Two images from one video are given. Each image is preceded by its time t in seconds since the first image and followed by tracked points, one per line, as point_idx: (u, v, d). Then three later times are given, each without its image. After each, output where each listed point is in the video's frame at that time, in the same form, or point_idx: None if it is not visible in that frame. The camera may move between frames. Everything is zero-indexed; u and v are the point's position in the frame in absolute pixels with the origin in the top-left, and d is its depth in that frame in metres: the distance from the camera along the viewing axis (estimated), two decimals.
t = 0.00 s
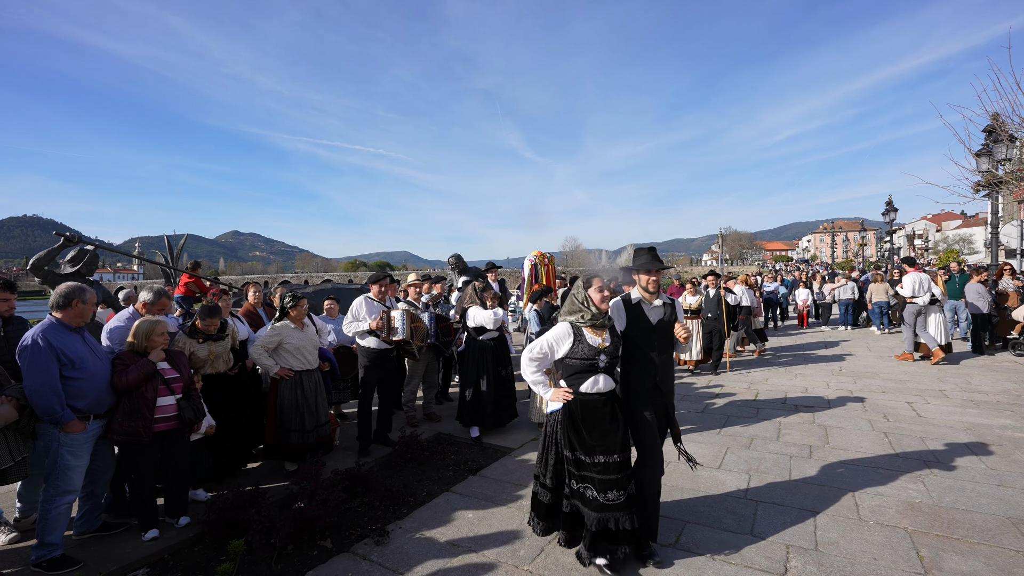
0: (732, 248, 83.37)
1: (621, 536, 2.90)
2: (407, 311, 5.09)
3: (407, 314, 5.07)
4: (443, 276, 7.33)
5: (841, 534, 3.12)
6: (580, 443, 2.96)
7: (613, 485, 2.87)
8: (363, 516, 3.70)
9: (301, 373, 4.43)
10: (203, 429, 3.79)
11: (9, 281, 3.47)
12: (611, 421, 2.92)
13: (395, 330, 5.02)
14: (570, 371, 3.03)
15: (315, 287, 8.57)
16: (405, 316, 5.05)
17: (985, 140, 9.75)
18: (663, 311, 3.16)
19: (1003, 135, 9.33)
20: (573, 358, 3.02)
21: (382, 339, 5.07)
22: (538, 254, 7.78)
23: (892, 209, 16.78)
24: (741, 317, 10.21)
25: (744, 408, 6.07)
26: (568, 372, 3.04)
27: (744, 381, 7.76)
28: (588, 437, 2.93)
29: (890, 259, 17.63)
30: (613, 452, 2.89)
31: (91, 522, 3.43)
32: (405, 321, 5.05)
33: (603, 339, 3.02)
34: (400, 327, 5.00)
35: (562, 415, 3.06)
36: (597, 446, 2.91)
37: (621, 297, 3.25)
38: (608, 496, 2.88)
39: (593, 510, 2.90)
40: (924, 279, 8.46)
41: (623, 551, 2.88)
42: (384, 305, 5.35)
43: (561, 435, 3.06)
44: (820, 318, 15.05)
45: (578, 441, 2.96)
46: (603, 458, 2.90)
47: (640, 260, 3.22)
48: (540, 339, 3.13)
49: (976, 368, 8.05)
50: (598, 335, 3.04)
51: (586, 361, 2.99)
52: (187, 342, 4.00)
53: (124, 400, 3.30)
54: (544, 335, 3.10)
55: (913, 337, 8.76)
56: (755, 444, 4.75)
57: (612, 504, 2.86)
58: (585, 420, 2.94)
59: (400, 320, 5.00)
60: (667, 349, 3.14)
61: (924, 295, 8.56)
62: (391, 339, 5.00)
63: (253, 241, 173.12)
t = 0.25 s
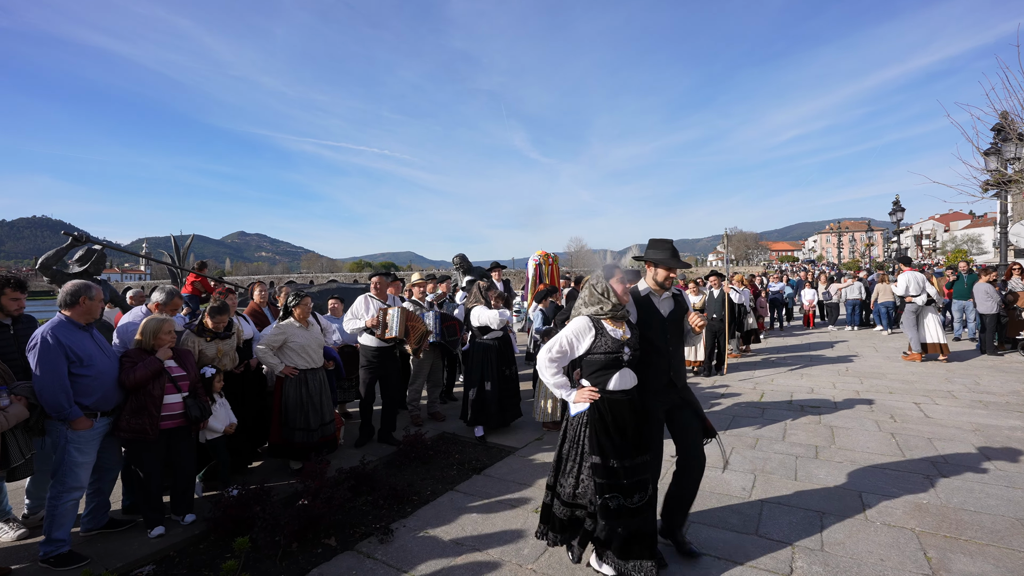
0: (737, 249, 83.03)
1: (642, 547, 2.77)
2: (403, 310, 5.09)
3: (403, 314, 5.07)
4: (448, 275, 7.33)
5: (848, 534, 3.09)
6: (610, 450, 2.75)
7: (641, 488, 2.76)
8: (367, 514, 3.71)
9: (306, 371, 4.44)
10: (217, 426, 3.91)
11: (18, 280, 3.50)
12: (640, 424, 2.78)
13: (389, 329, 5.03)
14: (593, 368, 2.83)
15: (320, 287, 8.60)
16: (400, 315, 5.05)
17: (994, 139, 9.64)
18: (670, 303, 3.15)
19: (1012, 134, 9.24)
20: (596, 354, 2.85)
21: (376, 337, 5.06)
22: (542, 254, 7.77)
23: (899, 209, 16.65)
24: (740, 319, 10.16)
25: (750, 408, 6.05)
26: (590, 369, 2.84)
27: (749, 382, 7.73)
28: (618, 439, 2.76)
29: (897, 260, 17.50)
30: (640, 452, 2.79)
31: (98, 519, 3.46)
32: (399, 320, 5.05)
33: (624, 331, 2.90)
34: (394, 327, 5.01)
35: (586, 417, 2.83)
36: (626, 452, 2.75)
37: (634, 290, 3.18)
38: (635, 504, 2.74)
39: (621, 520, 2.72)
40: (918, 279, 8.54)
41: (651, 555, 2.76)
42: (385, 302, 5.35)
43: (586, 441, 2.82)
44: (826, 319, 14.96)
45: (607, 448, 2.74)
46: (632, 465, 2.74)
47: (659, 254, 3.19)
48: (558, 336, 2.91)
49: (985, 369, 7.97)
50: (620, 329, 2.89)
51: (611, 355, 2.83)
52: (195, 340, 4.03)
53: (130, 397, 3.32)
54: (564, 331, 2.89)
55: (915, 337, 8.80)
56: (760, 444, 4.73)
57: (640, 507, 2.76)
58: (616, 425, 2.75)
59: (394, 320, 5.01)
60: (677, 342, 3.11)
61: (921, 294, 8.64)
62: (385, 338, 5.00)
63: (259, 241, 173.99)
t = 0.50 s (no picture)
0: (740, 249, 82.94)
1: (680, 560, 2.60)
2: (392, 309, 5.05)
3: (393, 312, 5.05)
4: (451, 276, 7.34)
5: (851, 534, 3.09)
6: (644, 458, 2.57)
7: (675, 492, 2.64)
8: (370, 513, 3.72)
9: (309, 371, 4.46)
10: (228, 424, 3.98)
11: (26, 280, 3.52)
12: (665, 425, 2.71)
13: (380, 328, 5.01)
14: (615, 378, 2.65)
15: (323, 287, 8.63)
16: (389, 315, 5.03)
17: (1000, 138, 9.57)
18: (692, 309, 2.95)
19: (1017, 133, 9.19)
20: (619, 363, 2.65)
21: (368, 337, 5.06)
22: (545, 254, 7.77)
23: (903, 209, 16.59)
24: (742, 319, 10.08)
25: (752, 408, 6.04)
26: (612, 380, 2.65)
27: (752, 382, 7.72)
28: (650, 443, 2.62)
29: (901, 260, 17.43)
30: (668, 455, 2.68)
31: (103, 517, 3.48)
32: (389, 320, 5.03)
33: (647, 339, 2.72)
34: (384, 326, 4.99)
35: (612, 430, 2.59)
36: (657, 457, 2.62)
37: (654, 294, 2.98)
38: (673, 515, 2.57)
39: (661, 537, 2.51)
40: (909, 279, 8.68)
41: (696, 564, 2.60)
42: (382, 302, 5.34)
43: (618, 454, 2.58)
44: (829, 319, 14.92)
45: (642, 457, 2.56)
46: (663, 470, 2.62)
47: (683, 256, 2.93)
48: (579, 343, 2.68)
49: (990, 369, 7.93)
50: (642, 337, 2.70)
51: (635, 365, 2.65)
52: (203, 339, 4.06)
53: (135, 396, 3.34)
54: (585, 338, 2.67)
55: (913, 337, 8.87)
56: (763, 444, 4.72)
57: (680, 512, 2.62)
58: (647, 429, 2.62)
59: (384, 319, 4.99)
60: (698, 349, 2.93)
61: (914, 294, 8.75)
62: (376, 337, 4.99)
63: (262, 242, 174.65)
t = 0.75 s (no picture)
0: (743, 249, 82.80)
1: (722, 570, 2.48)
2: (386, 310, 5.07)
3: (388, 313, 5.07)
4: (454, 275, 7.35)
5: (852, 534, 3.09)
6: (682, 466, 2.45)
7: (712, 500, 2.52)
8: (373, 513, 3.73)
9: (313, 370, 4.48)
10: (240, 422, 4.04)
11: (31, 279, 3.55)
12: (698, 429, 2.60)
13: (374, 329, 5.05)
14: (647, 378, 2.52)
15: (327, 287, 8.65)
16: (383, 315, 5.06)
17: (1004, 138, 9.52)
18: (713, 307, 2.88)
19: (1020, 132, 9.16)
20: (651, 364, 2.51)
21: (363, 338, 5.11)
22: (547, 255, 7.77)
23: (906, 209, 16.55)
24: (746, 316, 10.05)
25: (755, 408, 6.04)
26: (645, 381, 2.52)
27: (755, 382, 7.71)
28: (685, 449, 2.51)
29: (904, 260, 17.39)
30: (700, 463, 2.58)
31: (107, 515, 3.50)
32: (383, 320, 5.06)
33: (676, 336, 2.56)
34: (378, 326, 5.02)
35: (649, 435, 2.46)
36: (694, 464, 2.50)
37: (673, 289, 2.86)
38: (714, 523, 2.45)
39: (704, 548, 2.38)
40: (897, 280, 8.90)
41: None
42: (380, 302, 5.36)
43: (656, 464, 2.43)
44: (832, 319, 14.89)
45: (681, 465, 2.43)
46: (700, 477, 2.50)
47: (705, 253, 2.90)
48: (605, 345, 2.50)
49: (993, 370, 7.91)
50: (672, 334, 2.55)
51: (669, 364, 2.50)
52: (211, 339, 4.07)
53: (139, 395, 3.36)
54: (612, 339, 2.50)
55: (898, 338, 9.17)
56: (766, 444, 4.72)
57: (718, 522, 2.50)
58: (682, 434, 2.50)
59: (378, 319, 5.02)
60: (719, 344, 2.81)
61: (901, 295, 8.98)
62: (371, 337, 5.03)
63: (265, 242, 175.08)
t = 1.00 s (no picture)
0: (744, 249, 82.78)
1: None
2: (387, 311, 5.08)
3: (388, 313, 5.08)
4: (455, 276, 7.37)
5: (852, 534, 3.10)
6: (710, 484, 2.39)
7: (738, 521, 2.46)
8: (374, 513, 3.75)
9: (315, 371, 4.50)
10: (255, 420, 4.10)
11: (35, 280, 3.57)
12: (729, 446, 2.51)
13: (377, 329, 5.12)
14: (677, 393, 2.43)
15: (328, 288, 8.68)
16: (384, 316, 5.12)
17: (1005, 138, 9.52)
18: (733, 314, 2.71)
19: (1021, 133, 9.15)
20: (685, 379, 2.42)
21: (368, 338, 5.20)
22: (548, 256, 7.77)
23: (907, 209, 16.54)
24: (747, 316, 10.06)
25: (755, 409, 6.06)
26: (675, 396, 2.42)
27: (756, 382, 7.72)
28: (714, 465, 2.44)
29: (906, 261, 17.38)
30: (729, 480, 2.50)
31: (110, 515, 3.52)
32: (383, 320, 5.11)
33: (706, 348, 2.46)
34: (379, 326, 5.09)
35: (677, 450, 2.39)
36: (720, 483, 2.44)
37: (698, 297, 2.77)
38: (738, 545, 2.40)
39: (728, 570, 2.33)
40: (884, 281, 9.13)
41: None
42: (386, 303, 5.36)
43: (684, 480, 2.37)
44: (834, 320, 14.89)
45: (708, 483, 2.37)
46: (726, 496, 2.44)
47: (728, 257, 2.70)
48: (638, 356, 2.36)
49: (994, 370, 7.91)
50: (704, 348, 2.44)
51: (699, 379, 2.41)
52: (215, 338, 4.10)
53: (141, 396, 3.38)
54: (646, 351, 2.35)
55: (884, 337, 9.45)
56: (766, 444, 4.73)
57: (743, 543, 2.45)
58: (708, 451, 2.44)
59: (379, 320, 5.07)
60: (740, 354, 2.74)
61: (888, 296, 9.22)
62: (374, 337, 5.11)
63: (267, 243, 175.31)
